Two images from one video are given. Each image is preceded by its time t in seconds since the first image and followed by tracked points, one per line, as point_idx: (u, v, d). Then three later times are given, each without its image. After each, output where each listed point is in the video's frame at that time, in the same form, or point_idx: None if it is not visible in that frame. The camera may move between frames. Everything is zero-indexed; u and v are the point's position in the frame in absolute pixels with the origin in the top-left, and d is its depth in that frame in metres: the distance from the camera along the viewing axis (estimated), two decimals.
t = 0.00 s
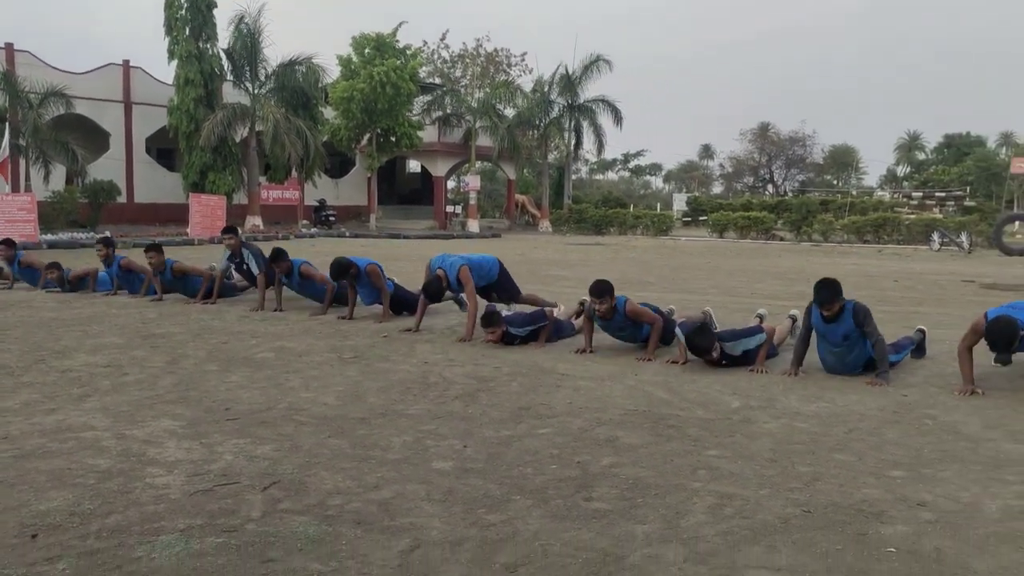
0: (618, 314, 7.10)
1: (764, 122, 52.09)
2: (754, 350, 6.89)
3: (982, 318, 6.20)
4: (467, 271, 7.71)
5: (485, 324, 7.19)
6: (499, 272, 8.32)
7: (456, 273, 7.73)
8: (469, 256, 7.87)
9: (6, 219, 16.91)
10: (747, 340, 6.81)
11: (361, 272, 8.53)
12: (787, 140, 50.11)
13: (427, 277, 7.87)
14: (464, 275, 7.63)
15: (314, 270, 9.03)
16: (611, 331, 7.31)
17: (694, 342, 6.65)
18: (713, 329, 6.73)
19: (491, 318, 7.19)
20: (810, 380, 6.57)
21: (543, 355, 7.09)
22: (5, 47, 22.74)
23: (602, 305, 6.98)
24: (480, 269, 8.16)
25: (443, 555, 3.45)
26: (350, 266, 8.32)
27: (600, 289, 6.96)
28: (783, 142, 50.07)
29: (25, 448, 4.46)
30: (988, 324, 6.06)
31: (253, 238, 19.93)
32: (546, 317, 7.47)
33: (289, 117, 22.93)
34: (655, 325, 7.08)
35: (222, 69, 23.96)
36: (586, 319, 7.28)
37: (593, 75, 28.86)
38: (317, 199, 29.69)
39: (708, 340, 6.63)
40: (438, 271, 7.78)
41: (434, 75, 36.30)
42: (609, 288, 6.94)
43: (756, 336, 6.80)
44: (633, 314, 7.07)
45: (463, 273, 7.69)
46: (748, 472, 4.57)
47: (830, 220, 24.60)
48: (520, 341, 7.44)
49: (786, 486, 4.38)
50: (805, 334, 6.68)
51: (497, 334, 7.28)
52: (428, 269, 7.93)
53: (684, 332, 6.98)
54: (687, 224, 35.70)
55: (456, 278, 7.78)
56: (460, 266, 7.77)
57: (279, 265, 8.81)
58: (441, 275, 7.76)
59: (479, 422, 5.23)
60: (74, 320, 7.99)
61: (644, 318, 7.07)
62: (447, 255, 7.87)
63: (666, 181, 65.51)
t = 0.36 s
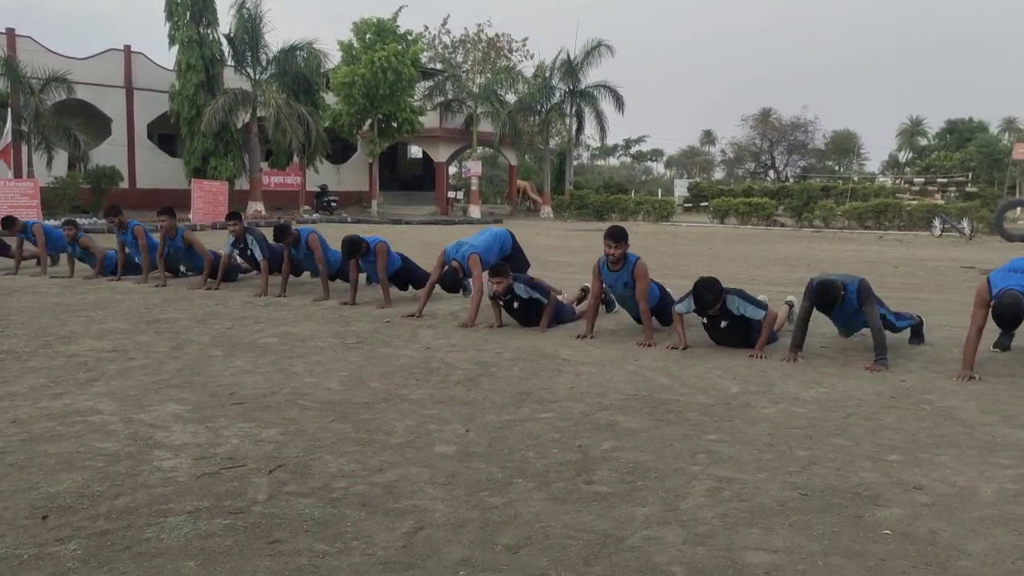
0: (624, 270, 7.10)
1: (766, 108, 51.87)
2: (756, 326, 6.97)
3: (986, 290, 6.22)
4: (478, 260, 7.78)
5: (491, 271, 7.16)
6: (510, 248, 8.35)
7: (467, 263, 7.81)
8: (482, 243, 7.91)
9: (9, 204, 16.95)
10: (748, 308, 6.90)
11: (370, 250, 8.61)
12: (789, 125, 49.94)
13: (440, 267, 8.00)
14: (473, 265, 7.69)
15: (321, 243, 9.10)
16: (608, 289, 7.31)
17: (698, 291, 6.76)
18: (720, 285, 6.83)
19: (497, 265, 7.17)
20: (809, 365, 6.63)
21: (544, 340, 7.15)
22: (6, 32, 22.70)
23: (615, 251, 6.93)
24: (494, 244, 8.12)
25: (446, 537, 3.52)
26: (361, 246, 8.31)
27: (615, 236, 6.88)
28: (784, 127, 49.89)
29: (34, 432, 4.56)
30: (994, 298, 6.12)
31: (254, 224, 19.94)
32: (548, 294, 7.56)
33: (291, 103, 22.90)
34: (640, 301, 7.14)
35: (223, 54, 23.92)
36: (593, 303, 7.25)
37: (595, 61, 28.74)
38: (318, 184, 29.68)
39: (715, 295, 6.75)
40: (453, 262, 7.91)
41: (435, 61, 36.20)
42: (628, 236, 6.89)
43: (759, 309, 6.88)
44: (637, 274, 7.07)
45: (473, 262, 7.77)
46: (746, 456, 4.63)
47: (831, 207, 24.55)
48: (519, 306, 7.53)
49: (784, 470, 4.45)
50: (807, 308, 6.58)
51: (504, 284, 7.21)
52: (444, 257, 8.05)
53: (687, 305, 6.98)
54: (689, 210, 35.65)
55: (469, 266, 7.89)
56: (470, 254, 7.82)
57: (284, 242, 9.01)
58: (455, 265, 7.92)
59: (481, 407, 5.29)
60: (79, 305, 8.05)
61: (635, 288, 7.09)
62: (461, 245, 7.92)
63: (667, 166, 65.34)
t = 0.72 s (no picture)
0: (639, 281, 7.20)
1: (769, 107, 51.87)
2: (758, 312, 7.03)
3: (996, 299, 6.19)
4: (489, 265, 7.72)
5: (499, 248, 7.19)
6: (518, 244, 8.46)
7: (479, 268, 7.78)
8: (491, 246, 7.85)
9: (13, 202, 16.98)
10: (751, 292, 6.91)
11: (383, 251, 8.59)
12: (792, 125, 49.93)
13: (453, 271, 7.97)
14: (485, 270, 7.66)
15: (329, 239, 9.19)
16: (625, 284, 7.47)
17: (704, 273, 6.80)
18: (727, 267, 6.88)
19: (505, 241, 7.20)
20: (812, 365, 6.66)
21: (548, 340, 7.18)
22: (11, 31, 22.75)
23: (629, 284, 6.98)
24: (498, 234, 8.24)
25: (452, 535, 3.54)
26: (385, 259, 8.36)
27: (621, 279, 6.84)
28: (787, 127, 49.88)
29: (42, 430, 4.60)
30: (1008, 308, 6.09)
31: (257, 223, 19.96)
32: (545, 283, 7.54)
33: (294, 102, 22.94)
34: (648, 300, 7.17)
35: (226, 53, 23.95)
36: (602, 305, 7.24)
37: (597, 60, 28.76)
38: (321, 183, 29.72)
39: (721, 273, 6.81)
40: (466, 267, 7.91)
41: (438, 60, 36.25)
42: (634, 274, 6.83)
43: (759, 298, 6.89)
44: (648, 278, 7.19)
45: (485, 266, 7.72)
46: (749, 457, 4.66)
47: (834, 207, 24.54)
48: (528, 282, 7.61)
49: (788, 470, 4.48)
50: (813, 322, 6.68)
51: (512, 259, 7.26)
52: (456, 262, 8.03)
53: (699, 293, 6.98)
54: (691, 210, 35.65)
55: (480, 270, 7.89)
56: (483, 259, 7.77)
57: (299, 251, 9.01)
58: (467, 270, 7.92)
59: (486, 406, 5.32)
60: (84, 304, 8.09)
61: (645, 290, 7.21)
62: (472, 251, 7.88)
63: (670, 166, 65.34)
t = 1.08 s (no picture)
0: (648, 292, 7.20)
1: (771, 108, 51.90)
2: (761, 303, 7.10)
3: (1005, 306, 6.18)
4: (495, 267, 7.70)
5: (503, 252, 7.17)
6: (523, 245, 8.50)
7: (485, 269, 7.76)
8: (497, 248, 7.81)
9: (17, 202, 17.01)
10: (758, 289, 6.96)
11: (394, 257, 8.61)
12: (794, 125, 49.96)
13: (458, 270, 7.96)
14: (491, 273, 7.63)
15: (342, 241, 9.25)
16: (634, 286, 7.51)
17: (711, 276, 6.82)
18: (734, 271, 6.86)
19: (509, 243, 7.19)
20: (818, 366, 6.68)
21: (553, 340, 7.20)
22: (15, 31, 22.79)
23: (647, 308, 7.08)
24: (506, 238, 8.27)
25: (461, 535, 3.55)
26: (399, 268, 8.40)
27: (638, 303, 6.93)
28: (790, 127, 49.93)
29: (51, 429, 4.63)
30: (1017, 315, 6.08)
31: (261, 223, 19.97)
32: (551, 283, 7.59)
33: (297, 102, 22.96)
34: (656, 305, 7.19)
35: (229, 54, 23.96)
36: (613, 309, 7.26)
37: (600, 60, 28.76)
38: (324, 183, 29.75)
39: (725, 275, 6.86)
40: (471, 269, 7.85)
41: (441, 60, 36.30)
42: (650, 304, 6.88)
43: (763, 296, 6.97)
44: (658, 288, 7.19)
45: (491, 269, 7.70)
46: (756, 457, 4.68)
47: (836, 207, 24.54)
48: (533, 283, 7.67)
49: (795, 470, 4.50)
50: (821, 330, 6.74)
51: (516, 262, 7.26)
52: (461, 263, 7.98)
53: (707, 292, 6.99)
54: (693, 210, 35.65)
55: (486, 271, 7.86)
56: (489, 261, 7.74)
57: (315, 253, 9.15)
58: (472, 271, 7.86)
59: (493, 406, 5.33)
60: (90, 304, 8.11)
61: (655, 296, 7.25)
62: (477, 252, 7.82)
63: (672, 166, 65.35)
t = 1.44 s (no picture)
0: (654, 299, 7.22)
1: (775, 110, 51.85)
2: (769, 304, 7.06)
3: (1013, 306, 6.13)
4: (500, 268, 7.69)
5: (509, 253, 7.15)
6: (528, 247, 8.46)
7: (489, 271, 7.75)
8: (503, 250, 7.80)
9: (22, 202, 17.01)
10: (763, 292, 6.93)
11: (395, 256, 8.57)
12: (798, 127, 49.94)
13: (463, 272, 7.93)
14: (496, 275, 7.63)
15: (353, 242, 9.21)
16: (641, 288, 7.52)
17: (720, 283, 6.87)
18: (742, 276, 6.87)
19: (515, 246, 7.18)
20: (825, 370, 6.66)
21: (560, 343, 7.18)
22: (19, 30, 22.80)
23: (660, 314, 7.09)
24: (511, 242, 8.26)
25: (471, 540, 3.54)
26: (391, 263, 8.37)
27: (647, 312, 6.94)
28: (793, 129, 49.89)
29: (58, 431, 4.61)
30: None
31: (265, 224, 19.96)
32: (557, 286, 7.57)
33: (302, 103, 22.96)
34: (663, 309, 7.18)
35: (233, 54, 23.97)
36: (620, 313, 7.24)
37: (604, 62, 28.75)
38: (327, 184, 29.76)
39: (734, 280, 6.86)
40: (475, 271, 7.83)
41: (445, 62, 36.32)
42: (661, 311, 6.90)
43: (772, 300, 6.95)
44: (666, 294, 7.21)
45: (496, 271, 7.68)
46: (765, 462, 4.67)
47: (840, 210, 24.51)
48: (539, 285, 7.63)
49: (804, 476, 4.48)
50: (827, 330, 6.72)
51: (522, 264, 7.25)
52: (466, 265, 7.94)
53: (713, 295, 6.97)
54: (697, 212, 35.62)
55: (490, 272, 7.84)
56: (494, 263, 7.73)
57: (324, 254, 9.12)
58: (476, 273, 7.85)
59: (500, 410, 5.32)
60: (96, 305, 8.11)
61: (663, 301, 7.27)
62: (482, 253, 7.82)
63: (675, 168, 65.32)
